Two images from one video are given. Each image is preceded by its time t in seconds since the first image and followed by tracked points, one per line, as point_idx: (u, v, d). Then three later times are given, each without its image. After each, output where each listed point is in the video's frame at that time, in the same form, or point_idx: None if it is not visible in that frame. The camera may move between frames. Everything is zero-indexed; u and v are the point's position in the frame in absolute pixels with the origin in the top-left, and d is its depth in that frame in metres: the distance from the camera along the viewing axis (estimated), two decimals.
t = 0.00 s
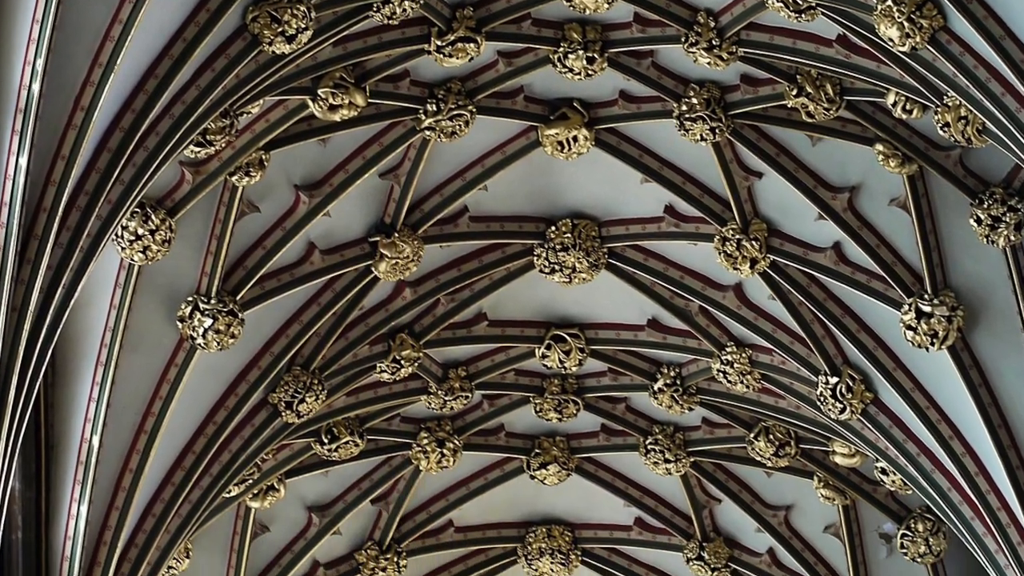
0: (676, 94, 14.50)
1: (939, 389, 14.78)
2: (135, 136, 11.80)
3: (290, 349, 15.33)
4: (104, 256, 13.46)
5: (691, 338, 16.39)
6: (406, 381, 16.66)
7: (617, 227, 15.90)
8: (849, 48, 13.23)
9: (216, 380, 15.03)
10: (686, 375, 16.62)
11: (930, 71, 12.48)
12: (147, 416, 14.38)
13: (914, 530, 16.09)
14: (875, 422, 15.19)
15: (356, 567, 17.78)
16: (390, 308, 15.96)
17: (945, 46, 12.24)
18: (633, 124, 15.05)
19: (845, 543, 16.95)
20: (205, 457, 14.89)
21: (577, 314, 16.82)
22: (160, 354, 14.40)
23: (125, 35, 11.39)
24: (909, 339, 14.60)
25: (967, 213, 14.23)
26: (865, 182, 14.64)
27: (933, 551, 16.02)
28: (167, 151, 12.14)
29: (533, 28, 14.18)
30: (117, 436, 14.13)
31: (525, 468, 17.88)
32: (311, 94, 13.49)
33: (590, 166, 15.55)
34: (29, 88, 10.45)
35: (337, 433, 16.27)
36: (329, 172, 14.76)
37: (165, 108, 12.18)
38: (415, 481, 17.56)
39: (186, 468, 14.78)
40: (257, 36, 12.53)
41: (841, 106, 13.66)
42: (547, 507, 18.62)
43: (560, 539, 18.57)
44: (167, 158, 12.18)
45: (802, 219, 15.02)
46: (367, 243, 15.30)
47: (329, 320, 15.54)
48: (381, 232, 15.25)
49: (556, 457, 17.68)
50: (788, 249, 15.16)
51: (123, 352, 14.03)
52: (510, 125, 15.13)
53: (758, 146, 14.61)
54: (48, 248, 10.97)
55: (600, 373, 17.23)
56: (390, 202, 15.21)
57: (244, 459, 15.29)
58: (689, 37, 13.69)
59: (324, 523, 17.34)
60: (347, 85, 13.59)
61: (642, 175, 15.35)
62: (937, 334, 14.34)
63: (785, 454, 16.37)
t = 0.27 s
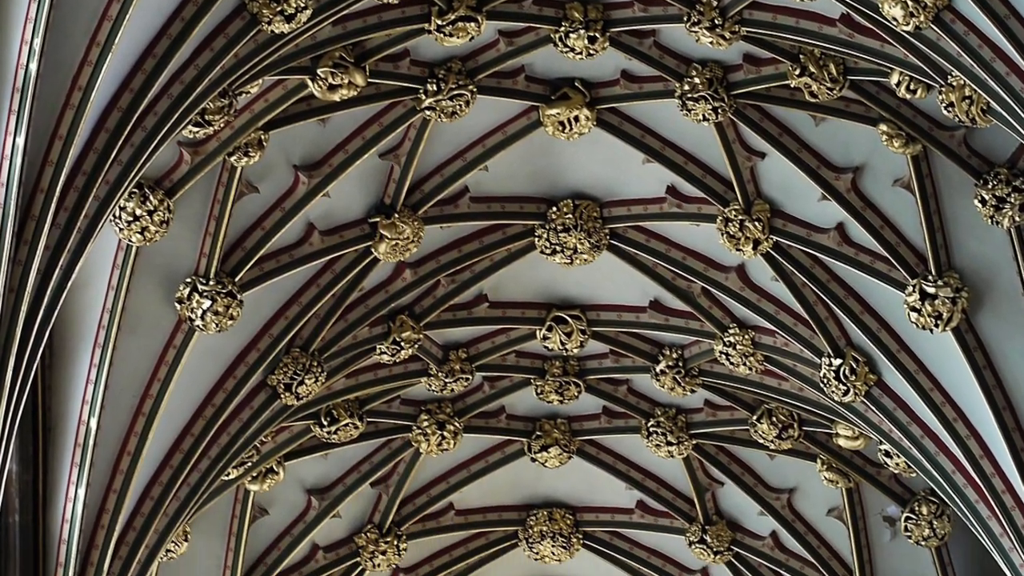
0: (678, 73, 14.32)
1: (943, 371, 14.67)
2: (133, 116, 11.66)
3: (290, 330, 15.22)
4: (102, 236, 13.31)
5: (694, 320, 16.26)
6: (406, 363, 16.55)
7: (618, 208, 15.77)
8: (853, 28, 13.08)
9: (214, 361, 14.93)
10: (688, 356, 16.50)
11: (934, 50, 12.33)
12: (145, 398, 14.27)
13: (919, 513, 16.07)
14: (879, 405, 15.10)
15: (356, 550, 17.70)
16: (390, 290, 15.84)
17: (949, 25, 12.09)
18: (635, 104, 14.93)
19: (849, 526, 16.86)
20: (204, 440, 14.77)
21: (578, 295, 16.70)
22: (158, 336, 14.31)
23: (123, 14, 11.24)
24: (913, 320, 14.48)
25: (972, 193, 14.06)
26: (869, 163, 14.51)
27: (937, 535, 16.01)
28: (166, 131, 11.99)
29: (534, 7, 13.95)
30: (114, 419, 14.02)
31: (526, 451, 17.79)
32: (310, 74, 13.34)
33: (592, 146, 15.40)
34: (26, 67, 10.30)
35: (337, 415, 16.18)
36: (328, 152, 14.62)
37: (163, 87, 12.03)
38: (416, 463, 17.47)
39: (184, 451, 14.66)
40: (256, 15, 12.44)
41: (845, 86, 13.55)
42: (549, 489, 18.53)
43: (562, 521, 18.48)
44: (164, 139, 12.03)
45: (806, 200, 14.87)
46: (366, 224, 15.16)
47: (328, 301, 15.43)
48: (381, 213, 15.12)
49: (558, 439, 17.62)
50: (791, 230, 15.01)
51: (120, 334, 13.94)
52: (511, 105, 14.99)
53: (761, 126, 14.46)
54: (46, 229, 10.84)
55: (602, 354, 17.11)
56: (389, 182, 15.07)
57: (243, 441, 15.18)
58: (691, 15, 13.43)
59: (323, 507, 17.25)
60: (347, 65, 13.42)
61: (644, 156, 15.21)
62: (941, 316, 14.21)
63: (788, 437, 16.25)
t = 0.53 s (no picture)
0: (680, 53, 14.21)
1: (947, 353, 14.54)
2: (131, 96, 11.53)
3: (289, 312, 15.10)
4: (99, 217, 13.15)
5: (696, 301, 16.15)
6: (407, 345, 16.44)
7: (620, 189, 15.64)
8: (856, 7, 12.90)
9: (212, 343, 14.83)
10: (691, 338, 16.39)
11: (939, 30, 12.18)
12: (144, 380, 14.16)
13: (922, 496, 15.93)
14: (882, 387, 14.95)
15: (355, 533, 17.60)
16: (390, 272, 15.72)
17: (954, 5, 11.95)
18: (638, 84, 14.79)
19: (852, 509, 16.75)
20: (202, 423, 14.67)
21: (579, 277, 16.59)
22: (156, 318, 14.19)
23: None
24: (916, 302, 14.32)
25: (976, 173, 13.91)
26: (872, 143, 14.36)
27: (941, 518, 15.88)
28: (164, 111, 11.86)
29: None
30: (112, 401, 13.93)
31: (527, 433, 17.71)
32: (310, 53, 13.21)
33: (593, 126, 15.28)
34: (23, 47, 10.16)
35: (336, 397, 16.08)
36: (328, 132, 14.49)
37: (161, 67, 11.90)
38: (416, 446, 17.38)
39: (182, 433, 14.56)
40: None
41: (848, 66, 13.38)
42: (550, 472, 18.44)
43: (563, 505, 18.37)
44: (162, 120, 11.90)
45: (809, 180, 14.73)
46: (366, 205, 15.03)
47: (327, 283, 15.31)
48: (381, 193, 15.00)
49: (559, 422, 17.52)
50: (794, 211, 14.87)
51: (118, 316, 13.83)
52: (512, 85, 14.83)
53: (764, 107, 14.33)
54: (43, 210, 10.72)
55: (604, 336, 17.00)
56: (389, 162, 14.94)
57: (243, 424, 15.07)
58: None
59: (323, 490, 17.16)
60: (347, 44, 13.31)
61: (646, 136, 15.07)
62: (945, 297, 14.06)
63: (791, 419, 16.18)
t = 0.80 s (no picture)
0: (682, 33, 14.05)
1: (952, 335, 14.42)
2: (129, 76, 11.40)
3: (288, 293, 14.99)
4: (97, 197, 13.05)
5: (698, 283, 16.03)
6: (407, 326, 16.33)
7: (622, 169, 15.52)
8: None
9: (211, 325, 14.72)
10: (693, 320, 16.27)
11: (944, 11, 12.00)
12: (142, 362, 14.07)
13: (927, 479, 15.78)
14: (886, 369, 14.86)
15: (355, 517, 17.50)
16: (390, 253, 15.61)
17: None
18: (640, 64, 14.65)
19: (855, 492, 16.63)
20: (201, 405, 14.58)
21: (581, 258, 16.48)
22: (154, 299, 14.08)
23: None
24: (920, 284, 14.18)
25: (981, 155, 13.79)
26: (876, 124, 14.23)
27: (945, 501, 15.72)
28: (162, 91, 11.72)
29: None
30: (110, 383, 13.85)
31: (528, 416, 17.61)
32: (309, 33, 13.07)
33: (595, 106, 15.15)
34: (21, 27, 10.02)
35: (336, 379, 15.98)
36: (327, 112, 14.36)
37: (159, 47, 11.77)
38: (416, 429, 17.28)
39: (181, 416, 14.46)
40: None
41: (852, 45, 13.24)
42: (551, 455, 18.36)
43: (564, 488, 18.29)
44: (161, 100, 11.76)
45: (812, 161, 14.61)
46: (366, 186, 14.91)
47: (327, 264, 15.20)
48: (380, 174, 14.87)
49: (561, 404, 17.38)
50: (797, 192, 14.74)
51: (116, 297, 13.72)
52: (513, 65, 14.70)
53: (767, 87, 14.20)
54: (41, 190, 10.60)
55: (605, 318, 16.88)
56: (389, 143, 14.81)
57: (242, 406, 14.97)
58: None
59: (322, 473, 17.07)
60: (346, 24, 13.11)
61: (648, 116, 14.93)
62: (950, 279, 13.93)
63: (794, 402, 16.03)
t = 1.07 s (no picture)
0: (684, 13, 13.88)
1: (956, 317, 14.31)
2: (127, 56, 11.26)
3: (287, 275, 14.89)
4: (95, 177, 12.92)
5: (700, 265, 15.91)
6: (406, 308, 16.22)
7: (623, 150, 15.39)
8: None
9: (209, 307, 14.62)
10: (695, 302, 16.14)
11: None
12: (140, 344, 13.97)
13: (931, 462, 15.70)
14: (890, 351, 14.75)
15: (355, 500, 17.42)
16: (390, 235, 15.49)
17: None
18: (642, 44, 14.50)
19: (859, 475, 16.54)
20: (199, 388, 14.49)
21: (582, 240, 16.36)
22: (152, 281, 13.97)
23: None
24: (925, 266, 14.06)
25: (985, 135, 13.61)
26: (880, 104, 14.07)
27: (950, 484, 15.66)
28: (161, 71, 11.60)
29: None
30: (108, 366, 13.75)
31: (529, 398, 17.50)
32: (308, 13, 12.95)
33: (596, 87, 15.01)
34: (18, 6, 9.86)
35: (335, 361, 15.89)
36: (327, 93, 14.22)
37: (157, 27, 11.63)
38: (416, 412, 17.19)
39: (179, 399, 14.39)
40: None
41: (855, 26, 13.06)
42: (551, 438, 18.26)
43: (566, 471, 18.23)
44: (159, 80, 11.64)
45: (815, 141, 14.48)
46: (366, 166, 14.79)
47: (326, 246, 15.08)
48: (380, 155, 14.74)
49: (561, 387, 17.31)
50: (800, 172, 14.62)
51: (114, 279, 13.61)
52: (514, 45, 14.55)
53: (770, 67, 14.05)
54: (38, 171, 10.48)
55: (606, 300, 16.77)
56: (389, 123, 14.67)
57: (240, 388, 14.88)
58: None
59: (321, 456, 16.99)
60: (345, 4, 13.03)
61: (650, 97, 14.79)
62: (954, 260, 13.79)
63: (797, 384, 15.92)
